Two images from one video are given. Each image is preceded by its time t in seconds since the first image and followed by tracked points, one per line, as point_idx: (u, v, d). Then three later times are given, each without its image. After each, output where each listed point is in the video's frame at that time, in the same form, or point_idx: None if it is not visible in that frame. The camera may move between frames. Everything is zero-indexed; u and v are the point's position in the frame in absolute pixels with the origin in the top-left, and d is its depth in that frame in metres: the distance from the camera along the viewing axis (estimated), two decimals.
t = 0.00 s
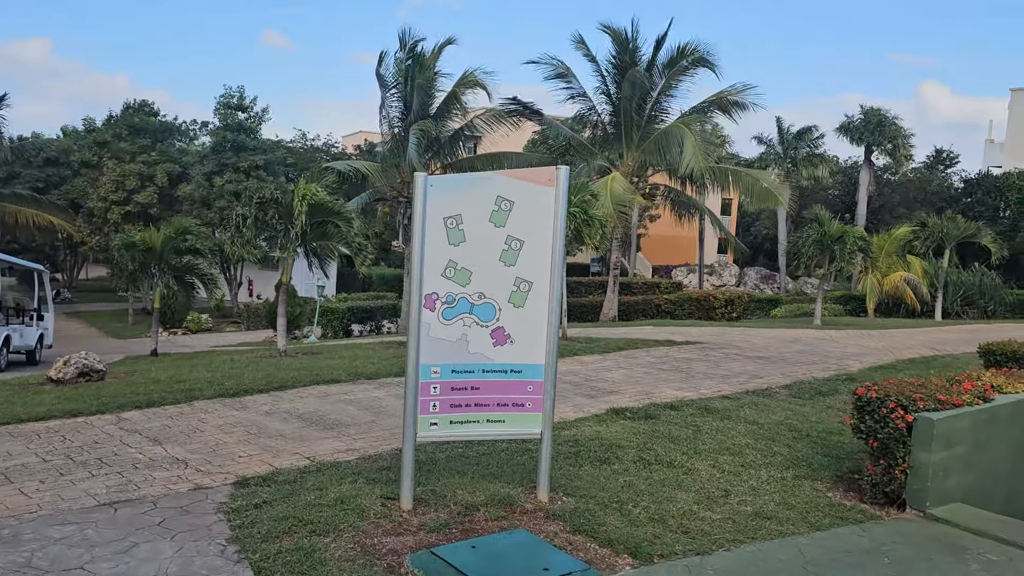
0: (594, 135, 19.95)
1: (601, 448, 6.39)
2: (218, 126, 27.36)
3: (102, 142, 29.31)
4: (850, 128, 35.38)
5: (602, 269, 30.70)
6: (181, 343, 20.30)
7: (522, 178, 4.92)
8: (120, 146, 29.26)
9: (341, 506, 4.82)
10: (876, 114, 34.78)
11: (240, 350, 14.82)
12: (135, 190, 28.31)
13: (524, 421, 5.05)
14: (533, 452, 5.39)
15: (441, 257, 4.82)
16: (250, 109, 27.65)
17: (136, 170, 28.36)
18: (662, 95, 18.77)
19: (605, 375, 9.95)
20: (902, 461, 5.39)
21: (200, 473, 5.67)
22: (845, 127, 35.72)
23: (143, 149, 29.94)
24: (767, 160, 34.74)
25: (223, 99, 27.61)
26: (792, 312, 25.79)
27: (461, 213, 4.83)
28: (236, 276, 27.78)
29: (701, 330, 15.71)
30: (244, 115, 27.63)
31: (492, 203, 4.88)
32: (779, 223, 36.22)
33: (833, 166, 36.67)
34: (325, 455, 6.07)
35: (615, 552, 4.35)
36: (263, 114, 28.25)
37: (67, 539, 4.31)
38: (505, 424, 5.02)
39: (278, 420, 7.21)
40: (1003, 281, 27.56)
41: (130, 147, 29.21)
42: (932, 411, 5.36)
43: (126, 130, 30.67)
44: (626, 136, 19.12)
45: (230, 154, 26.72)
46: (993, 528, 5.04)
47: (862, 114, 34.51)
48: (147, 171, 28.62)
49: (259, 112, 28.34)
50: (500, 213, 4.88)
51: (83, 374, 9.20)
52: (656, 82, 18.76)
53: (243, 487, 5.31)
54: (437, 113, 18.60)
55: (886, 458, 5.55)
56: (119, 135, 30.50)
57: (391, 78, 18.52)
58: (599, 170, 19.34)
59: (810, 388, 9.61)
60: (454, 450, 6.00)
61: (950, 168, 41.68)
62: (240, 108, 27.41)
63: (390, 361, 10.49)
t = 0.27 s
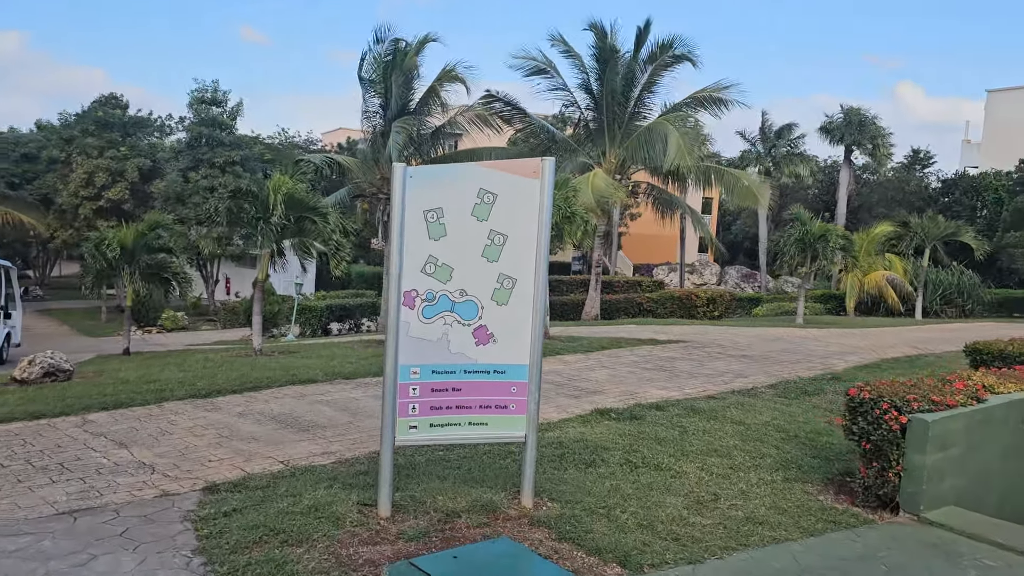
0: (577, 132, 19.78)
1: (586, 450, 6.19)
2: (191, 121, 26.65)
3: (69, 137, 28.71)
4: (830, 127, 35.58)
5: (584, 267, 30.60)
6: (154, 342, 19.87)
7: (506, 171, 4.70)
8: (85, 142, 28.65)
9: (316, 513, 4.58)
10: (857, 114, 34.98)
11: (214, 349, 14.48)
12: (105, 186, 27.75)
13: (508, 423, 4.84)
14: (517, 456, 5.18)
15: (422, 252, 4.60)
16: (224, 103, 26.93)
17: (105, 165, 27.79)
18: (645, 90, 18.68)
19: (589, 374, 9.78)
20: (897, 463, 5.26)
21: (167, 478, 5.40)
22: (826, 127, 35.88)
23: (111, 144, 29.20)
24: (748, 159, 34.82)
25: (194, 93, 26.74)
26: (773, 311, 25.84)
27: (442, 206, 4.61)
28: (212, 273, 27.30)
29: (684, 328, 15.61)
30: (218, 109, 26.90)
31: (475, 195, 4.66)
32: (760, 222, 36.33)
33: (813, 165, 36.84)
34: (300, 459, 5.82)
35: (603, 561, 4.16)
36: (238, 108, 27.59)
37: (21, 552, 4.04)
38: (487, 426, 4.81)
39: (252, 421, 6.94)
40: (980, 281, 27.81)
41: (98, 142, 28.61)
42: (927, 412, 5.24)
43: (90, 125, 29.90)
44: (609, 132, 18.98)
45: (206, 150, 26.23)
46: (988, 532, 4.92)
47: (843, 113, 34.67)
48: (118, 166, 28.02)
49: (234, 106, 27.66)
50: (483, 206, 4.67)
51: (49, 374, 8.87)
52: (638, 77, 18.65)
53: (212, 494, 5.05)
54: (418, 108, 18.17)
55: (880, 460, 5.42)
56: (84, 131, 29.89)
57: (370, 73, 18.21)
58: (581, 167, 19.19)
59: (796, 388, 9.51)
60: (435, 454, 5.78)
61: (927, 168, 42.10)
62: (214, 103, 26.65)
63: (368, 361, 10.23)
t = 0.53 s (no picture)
0: (555, 128, 19.60)
1: (566, 452, 6.00)
2: (160, 114, 26.15)
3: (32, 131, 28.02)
4: (806, 126, 35.82)
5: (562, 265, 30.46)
6: (122, 340, 19.35)
7: (484, 161, 4.50)
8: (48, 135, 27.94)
9: (283, 522, 4.33)
10: (833, 113, 35.24)
11: (183, 348, 14.08)
12: (71, 181, 27.19)
13: (485, 425, 4.64)
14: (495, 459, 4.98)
15: (395, 245, 4.38)
16: (195, 96, 26.54)
17: (70, 160, 27.11)
18: (622, 85, 18.54)
19: (568, 373, 9.59)
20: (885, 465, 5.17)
21: (126, 483, 5.10)
22: (803, 125, 36.09)
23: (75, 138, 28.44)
24: (726, 157, 34.92)
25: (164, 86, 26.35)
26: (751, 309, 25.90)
27: (417, 198, 4.39)
28: (183, 270, 26.74)
29: (663, 326, 15.50)
30: (189, 103, 26.49)
31: (451, 186, 4.45)
32: (737, 220, 36.45)
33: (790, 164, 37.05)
34: (268, 462, 5.55)
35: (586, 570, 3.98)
36: (208, 102, 27.16)
37: None
38: (464, 428, 4.61)
39: (219, 422, 6.65)
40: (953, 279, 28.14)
41: (63, 136, 27.92)
42: (915, 413, 5.15)
43: (52, 118, 29.10)
44: (586, 127, 18.81)
45: (176, 144, 25.69)
46: (976, 535, 4.82)
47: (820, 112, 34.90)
48: (84, 160, 27.34)
49: (206, 100, 27.22)
50: (459, 197, 4.45)
51: (6, 373, 8.48)
52: (616, 72, 18.50)
53: (174, 501, 4.76)
54: (393, 102, 17.94)
55: (868, 461, 5.32)
56: (48, 124, 29.15)
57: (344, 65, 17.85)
58: (559, 163, 19.03)
59: (777, 387, 9.42)
60: (409, 457, 5.56)
61: (901, 167, 42.58)
62: (184, 96, 26.27)
63: (342, 360, 9.95)
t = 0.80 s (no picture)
0: (531, 125, 19.40)
1: (545, 455, 5.81)
2: (128, 108, 25.48)
3: None
4: (781, 126, 36.05)
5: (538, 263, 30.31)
6: (86, 339, 18.80)
7: (462, 153, 4.29)
8: (7, 130, 27.14)
9: (249, 532, 4.07)
10: (807, 113, 35.50)
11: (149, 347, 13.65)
12: (33, 176, 26.36)
13: (462, 430, 4.43)
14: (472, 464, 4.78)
15: (368, 240, 4.15)
16: (164, 90, 25.90)
17: (32, 154, 26.32)
18: (598, 82, 18.35)
19: (546, 373, 9.41)
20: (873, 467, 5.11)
21: (80, 490, 4.78)
22: (777, 125, 36.30)
23: (35, 132, 27.60)
24: (701, 156, 35.00)
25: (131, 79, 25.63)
26: (726, 307, 25.96)
27: (391, 190, 4.17)
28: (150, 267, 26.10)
29: (641, 324, 15.40)
30: (157, 96, 25.84)
31: (427, 179, 4.23)
32: (712, 219, 36.57)
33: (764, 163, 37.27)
34: (234, 468, 5.28)
35: None
36: (178, 96, 26.54)
37: None
38: (441, 433, 4.40)
39: (183, 426, 6.34)
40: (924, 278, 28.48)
41: (22, 130, 27.09)
42: (903, 414, 5.07)
43: (11, 111, 28.24)
44: (562, 124, 18.64)
45: (144, 139, 25.05)
46: (964, 538, 4.73)
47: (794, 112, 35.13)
48: (47, 154, 26.57)
49: (175, 94, 26.61)
50: (436, 191, 4.24)
51: None
52: (592, 70, 18.32)
53: (133, 510, 4.44)
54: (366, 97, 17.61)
55: (857, 463, 5.24)
56: (8, 118, 28.30)
57: (316, 59, 17.47)
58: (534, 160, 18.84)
59: (756, 386, 9.34)
60: (383, 463, 5.33)
61: (872, 167, 43.06)
62: (153, 90, 25.61)
63: (313, 360, 9.66)
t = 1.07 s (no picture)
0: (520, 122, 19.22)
1: (539, 459, 5.62)
2: (111, 104, 25.14)
3: None
4: (769, 125, 36.15)
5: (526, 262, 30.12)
6: (66, 339, 18.42)
7: (456, 143, 4.09)
8: None
9: (230, 543, 3.84)
10: (795, 113, 35.60)
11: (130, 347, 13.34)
12: (13, 172, 25.87)
13: (454, 434, 4.24)
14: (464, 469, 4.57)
15: (356, 235, 3.95)
16: (149, 87, 25.63)
17: (11, 150, 25.83)
18: (588, 80, 18.18)
19: (537, 373, 9.23)
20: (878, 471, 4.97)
21: (51, 497, 4.51)
22: (765, 125, 36.38)
23: (13, 128, 27.07)
24: (690, 156, 34.99)
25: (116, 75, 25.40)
26: (715, 307, 25.92)
27: (381, 183, 3.97)
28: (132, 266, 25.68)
29: (631, 324, 15.27)
30: (142, 93, 25.55)
31: (418, 171, 4.03)
32: (700, 219, 36.57)
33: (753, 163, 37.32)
34: (214, 474, 5.05)
35: None
36: (163, 93, 26.26)
37: None
38: (432, 437, 4.20)
39: (162, 428, 6.10)
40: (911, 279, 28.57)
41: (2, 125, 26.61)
42: (908, 416, 4.94)
43: None
44: (551, 122, 18.49)
45: (127, 135, 24.68)
46: (972, 545, 4.59)
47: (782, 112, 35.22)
48: (27, 150, 26.09)
49: (160, 91, 26.30)
50: (428, 183, 4.04)
51: None
52: (582, 68, 18.15)
53: (108, 519, 4.18)
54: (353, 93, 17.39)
55: (861, 467, 5.09)
56: None
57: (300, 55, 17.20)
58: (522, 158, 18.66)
59: (751, 387, 9.21)
60: (371, 469, 5.13)
61: (859, 167, 43.25)
62: (138, 86, 25.33)
63: (299, 360, 9.42)
